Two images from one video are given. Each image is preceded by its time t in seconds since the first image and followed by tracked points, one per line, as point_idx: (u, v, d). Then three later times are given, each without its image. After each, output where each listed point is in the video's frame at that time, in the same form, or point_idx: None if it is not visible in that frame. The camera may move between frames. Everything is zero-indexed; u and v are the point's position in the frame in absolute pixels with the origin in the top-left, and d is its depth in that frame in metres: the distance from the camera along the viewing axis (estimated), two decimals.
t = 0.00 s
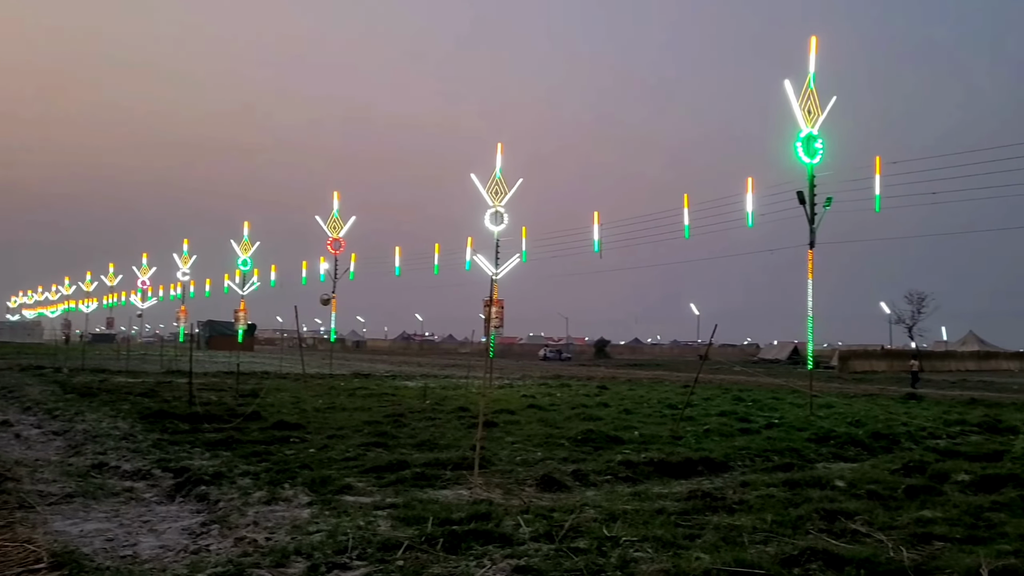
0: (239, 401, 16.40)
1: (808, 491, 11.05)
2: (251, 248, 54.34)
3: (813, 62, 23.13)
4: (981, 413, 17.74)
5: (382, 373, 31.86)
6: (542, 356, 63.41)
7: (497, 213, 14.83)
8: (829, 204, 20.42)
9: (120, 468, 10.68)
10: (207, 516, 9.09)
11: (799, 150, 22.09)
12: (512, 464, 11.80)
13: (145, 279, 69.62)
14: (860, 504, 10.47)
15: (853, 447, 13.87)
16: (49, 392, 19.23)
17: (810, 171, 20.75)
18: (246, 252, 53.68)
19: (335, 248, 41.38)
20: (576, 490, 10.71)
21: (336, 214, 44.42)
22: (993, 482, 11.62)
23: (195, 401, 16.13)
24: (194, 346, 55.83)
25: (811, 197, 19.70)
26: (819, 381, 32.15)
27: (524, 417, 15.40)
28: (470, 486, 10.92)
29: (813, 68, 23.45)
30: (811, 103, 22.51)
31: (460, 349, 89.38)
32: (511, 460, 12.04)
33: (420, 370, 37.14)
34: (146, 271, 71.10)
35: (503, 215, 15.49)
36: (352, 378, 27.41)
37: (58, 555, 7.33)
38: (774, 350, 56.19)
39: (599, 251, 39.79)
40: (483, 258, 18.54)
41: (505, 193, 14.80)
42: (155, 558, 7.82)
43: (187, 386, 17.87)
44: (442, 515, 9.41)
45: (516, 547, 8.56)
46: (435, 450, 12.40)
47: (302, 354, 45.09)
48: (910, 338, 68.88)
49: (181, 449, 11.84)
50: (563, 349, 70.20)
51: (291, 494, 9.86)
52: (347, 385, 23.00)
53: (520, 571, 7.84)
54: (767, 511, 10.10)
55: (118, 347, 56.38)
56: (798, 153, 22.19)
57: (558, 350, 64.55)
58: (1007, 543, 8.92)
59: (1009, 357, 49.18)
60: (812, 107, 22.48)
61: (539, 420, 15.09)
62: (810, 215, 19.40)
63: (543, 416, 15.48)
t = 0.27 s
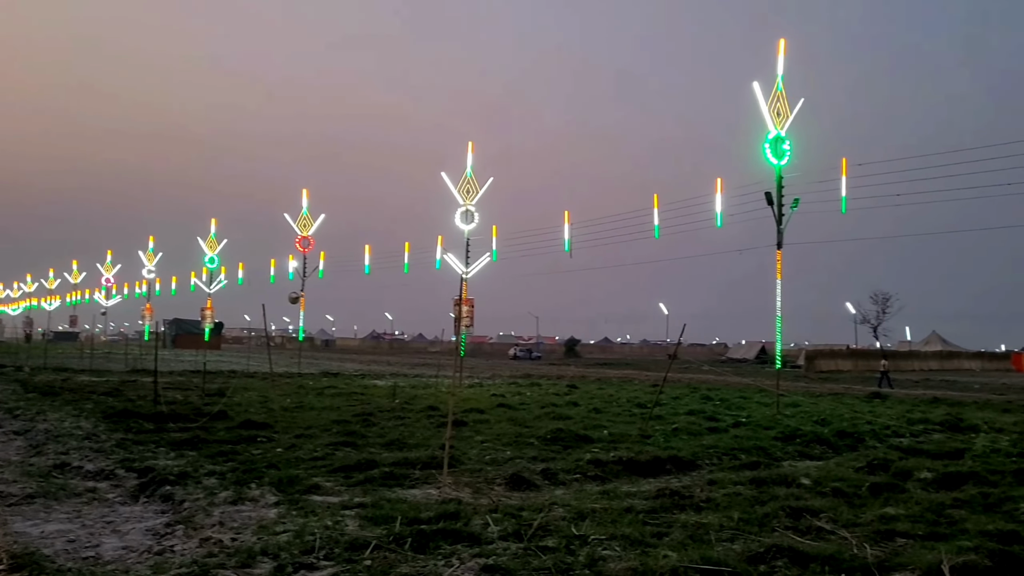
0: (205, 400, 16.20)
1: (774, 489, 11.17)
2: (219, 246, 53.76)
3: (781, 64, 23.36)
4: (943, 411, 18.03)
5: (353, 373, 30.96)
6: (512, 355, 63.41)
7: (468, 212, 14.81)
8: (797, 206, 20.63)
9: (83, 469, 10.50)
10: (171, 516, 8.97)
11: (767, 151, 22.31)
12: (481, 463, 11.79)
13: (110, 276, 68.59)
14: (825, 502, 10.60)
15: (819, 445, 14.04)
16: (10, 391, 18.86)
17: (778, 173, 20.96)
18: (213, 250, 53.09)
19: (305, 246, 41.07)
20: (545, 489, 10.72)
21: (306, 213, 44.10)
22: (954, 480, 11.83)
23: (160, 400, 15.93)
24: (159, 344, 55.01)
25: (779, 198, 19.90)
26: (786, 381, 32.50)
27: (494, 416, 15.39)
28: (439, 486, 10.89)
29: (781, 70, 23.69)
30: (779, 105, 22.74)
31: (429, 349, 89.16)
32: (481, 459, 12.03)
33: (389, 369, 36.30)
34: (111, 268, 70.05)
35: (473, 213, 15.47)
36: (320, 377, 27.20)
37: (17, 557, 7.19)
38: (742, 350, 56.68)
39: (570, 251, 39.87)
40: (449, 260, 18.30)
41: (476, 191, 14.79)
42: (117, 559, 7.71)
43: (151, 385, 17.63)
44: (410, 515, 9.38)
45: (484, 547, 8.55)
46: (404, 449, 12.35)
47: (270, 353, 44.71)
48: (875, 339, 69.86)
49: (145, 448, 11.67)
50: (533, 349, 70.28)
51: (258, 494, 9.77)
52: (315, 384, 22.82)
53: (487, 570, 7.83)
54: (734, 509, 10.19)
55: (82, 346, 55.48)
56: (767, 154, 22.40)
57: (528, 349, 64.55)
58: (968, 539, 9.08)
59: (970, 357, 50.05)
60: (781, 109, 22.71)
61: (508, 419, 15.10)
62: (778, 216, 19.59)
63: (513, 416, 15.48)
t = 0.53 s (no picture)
0: (168, 400, 15.98)
1: (739, 487, 11.27)
2: (182, 244, 53.06)
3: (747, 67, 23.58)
4: (904, 410, 18.32)
5: (318, 373, 30.51)
6: (480, 355, 63.31)
7: (435, 211, 14.76)
8: (762, 207, 20.84)
9: (41, 470, 10.30)
10: (132, 518, 8.83)
11: (733, 153, 22.51)
12: (448, 463, 11.75)
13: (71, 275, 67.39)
14: (788, 500, 10.71)
15: (783, 444, 14.20)
16: None
17: (744, 174, 21.16)
18: (177, 248, 52.39)
19: (270, 245, 40.68)
20: (512, 489, 10.72)
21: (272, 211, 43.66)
22: (914, 478, 12.03)
23: (122, 400, 15.68)
24: (121, 343, 54.13)
25: (745, 199, 20.09)
26: (750, 380, 32.85)
27: (461, 416, 15.35)
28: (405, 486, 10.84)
29: (747, 73, 23.90)
30: (745, 107, 22.95)
31: (397, 348, 88.78)
32: (447, 459, 11.99)
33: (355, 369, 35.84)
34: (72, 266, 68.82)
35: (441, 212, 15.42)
36: (286, 377, 26.97)
37: None
38: (708, 349, 57.14)
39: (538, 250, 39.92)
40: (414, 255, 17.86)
41: (444, 191, 14.75)
42: (76, 562, 7.57)
43: (113, 385, 17.35)
44: (376, 516, 9.32)
45: (450, 547, 8.52)
46: (370, 449, 12.28)
47: (234, 353, 44.20)
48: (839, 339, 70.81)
49: (105, 449, 11.48)
50: (502, 348, 70.27)
51: (221, 495, 9.65)
52: (281, 384, 22.61)
53: (453, 570, 7.81)
54: (699, 508, 10.26)
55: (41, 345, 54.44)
56: (733, 156, 22.60)
57: (496, 349, 64.48)
58: (927, 536, 9.23)
59: (930, 357, 50.92)
60: (746, 111, 22.93)
61: (475, 418, 15.07)
62: (744, 217, 19.78)
63: (480, 415, 15.46)
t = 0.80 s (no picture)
0: (132, 400, 15.75)
1: (707, 486, 11.36)
2: (148, 241, 52.36)
3: (717, 69, 23.75)
4: (868, 409, 18.57)
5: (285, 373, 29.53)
6: (451, 354, 63.18)
7: (406, 209, 14.70)
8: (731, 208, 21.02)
9: (1, 471, 10.11)
10: (95, 520, 8.70)
11: (703, 154, 22.68)
12: (417, 463, 11.71)
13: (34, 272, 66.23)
14: (755, 498, 10.81)
15: (751, 442, 14.33)
16: None
17: (713, 175, 21.32)
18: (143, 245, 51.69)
19: (238, 242, 40.30)
20: (481, 488, 10.71)
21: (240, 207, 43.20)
22: (879, 476, 12.19)
23: (85, 399, 15.43)
24: (86, 341, 53.20)
25: (714, 200, 20.24)
26: (719, 379, 33.12)
27: (431, 415, 15.31)
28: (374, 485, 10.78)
29: (718, 75, 24.09)
30: (715, 108, 23.13)
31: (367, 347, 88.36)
32: (417, 459, 11.95)
33: (324, 368, 35.46)
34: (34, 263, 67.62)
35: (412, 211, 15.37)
36: (254, 376, 26.72)
37: None
38: (677, 349, 57.49)
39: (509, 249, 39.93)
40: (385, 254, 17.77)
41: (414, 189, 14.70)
42: (37, 564, 7.43)
43: (76, 384, 17.07)
44: (344, 516, 9.26)
45: (418, 547, 8.49)
46: (339, 449, 12.20)
47: (200, 352, 43.72)
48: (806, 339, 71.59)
49: (68, 450, 11.29)
50: (472, 347, 70.22)
51: (187, 496, 9.53)
52: (249, 384, 22.40)
53: (421, 570, 7.78)
54: (667, 506, 10.32)
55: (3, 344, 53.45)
56: (703, 157, 22.77)
57: (466, 348, 64.36)
58: (891, 533, 9.37)
59: (895, 357, 51.66)
60: (717, 112, 23.11)
61: (445, 418, 15.04)
62: (713, 217, 19.94)
63: (450, 414, 15.43)
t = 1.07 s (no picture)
0: (96, 400, 15.50)
1: (675, 484, 11.43)
2: (113, 239, 51.59)
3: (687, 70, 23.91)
4: (834, 408, 18.80)
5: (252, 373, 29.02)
6: (420, 353, 62.98)
7: (376, 208, 14.62)
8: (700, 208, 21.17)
9: None
10: (56, 522, 8.55)
11: (672, 155, 22.81)
12: (386, 463, 11.65)
13: None
14: (722, 497, 10.90)
15: (718, 441, 14.44)
16: None
17: (682, 176, 21.46)
18: (107, 243, 50.93)
19: (205, 240, 39.84)
20: (450, 488, 10.69)
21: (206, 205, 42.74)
22: (844, 474, 12.35)
23: (47, 399, 15.16)
24: (48, 340, 52.19)
25: (683, 200, 20.37)
26: (688, 379, 33.33)
27: (400, 415, 15.25)
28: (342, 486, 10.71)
29: (687, 76, 24.25)
30: (685, 109, 23.29)
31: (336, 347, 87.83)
32: (385, 459, 11.89)
33: (292, 367, 35.07)
34: None
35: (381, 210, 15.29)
36: (221, 376, 26.42)
37: None
38: (646, 349, 57.77)
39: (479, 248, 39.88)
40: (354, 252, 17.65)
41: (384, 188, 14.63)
42: None
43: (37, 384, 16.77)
44: (311, 517, 9.19)
45: (386, 547, 8.44)
46: (307, 449, 12.11)
47: (164, 351, 43.13)
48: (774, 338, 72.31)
49: (29, 451, 11.08)
50: (442, 347, 70.04)
51: (151, 497, 9.40)
52: (215, 383, 22.14)
53: (389, 570, 7.74)
54: (636, 505, 10.36)
55: None
56: (672, 157, 22.90)
57: (436, 347, 64.15)
58: (856, 530, 9.49)
59: (860, 356, 52.35)
60: (686, 113, 23.26)
61: (414, 417, 14.98)
62: (682, 218, 20.07)
63: (419, 414, 15.38)
